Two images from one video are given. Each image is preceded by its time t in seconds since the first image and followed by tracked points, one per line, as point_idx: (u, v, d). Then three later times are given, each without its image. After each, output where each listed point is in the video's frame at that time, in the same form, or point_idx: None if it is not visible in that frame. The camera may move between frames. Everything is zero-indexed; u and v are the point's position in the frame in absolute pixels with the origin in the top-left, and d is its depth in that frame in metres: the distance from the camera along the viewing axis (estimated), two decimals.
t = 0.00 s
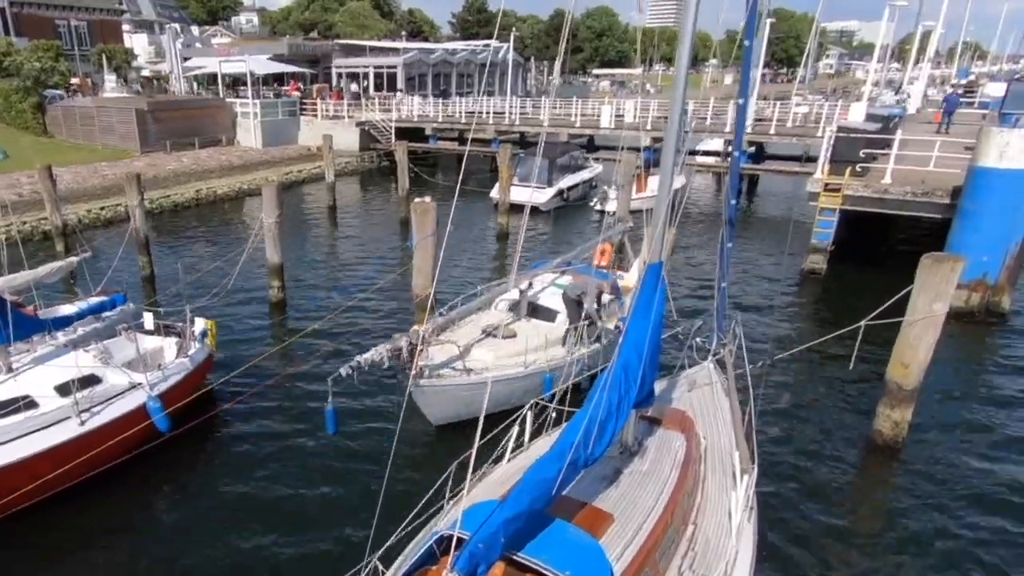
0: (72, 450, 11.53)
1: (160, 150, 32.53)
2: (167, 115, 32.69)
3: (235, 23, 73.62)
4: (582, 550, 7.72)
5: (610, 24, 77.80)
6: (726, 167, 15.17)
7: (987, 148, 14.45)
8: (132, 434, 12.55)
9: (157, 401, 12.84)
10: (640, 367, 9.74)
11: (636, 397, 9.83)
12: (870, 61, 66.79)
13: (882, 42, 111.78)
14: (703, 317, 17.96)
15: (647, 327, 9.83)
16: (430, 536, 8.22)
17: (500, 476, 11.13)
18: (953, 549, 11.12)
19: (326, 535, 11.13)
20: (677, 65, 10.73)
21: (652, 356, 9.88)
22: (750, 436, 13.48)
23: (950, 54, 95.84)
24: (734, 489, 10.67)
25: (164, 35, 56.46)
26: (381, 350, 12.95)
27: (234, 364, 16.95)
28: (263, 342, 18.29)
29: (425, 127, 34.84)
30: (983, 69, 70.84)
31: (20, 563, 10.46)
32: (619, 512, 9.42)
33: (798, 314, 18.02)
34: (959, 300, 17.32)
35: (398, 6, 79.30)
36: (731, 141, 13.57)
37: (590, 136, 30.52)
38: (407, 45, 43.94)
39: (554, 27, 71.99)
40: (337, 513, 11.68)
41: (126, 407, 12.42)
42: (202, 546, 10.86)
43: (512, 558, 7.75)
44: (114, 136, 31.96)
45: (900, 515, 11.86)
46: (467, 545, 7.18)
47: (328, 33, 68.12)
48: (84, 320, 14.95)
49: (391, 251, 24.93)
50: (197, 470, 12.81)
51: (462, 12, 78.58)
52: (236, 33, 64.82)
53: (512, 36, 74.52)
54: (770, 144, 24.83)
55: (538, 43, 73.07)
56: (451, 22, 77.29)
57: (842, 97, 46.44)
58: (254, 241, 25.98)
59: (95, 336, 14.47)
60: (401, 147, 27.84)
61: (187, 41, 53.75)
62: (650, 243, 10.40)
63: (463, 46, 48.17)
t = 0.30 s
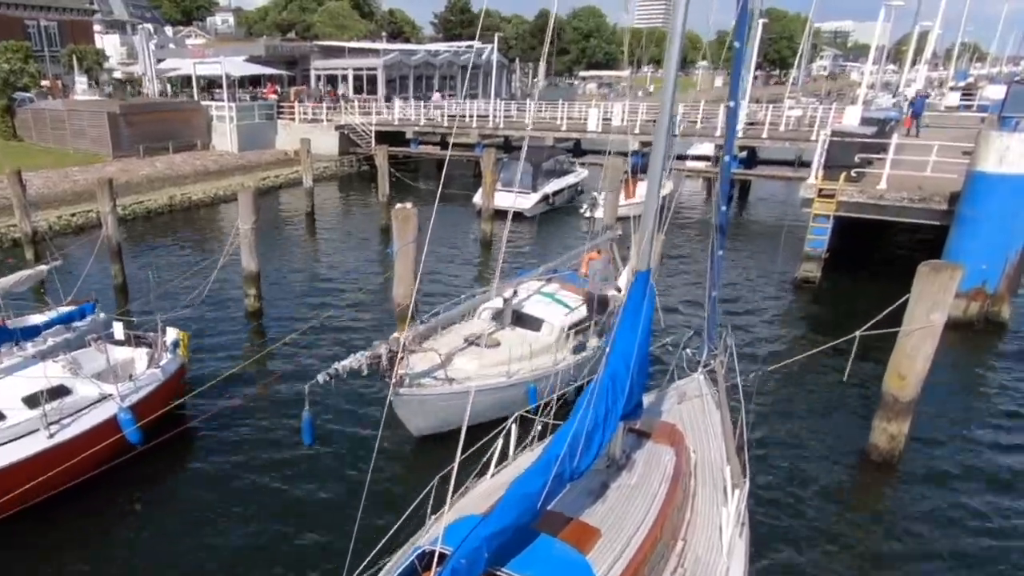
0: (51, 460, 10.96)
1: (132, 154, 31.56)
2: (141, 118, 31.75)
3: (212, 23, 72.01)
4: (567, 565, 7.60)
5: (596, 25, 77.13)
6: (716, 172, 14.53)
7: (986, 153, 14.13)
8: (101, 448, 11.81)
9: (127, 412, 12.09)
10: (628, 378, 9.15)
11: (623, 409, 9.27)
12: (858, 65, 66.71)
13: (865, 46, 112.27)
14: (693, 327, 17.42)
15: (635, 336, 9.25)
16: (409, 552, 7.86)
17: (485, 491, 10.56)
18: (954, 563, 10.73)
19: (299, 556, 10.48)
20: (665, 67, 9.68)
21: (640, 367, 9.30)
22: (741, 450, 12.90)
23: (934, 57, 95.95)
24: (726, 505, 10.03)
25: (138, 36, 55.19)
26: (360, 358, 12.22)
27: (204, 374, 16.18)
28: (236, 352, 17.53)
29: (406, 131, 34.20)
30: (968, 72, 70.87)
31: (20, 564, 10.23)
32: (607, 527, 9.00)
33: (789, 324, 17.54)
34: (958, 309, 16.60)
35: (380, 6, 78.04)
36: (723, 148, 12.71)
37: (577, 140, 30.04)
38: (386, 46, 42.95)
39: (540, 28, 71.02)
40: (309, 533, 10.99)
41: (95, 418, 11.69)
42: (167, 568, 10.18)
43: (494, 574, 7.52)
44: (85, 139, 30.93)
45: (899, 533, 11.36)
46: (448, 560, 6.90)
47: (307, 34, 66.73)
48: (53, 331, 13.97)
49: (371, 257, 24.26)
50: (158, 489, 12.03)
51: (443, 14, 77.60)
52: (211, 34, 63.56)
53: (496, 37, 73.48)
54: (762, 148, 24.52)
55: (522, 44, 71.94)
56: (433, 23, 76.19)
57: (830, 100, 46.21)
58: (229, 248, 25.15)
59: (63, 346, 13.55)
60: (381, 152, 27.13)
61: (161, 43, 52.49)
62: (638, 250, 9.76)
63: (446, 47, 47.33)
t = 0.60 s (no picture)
0: (28, 470, 10.44)
1: (107, 158, 30.77)
2: (116, 122, 30.97)
3: (191, 24, 70.89)
4: None
5: (584, 27, 76.47)
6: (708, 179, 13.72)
7: (987, 157, 13.96)
8: (75, 461, 11.23)
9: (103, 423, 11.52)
10: (617, 389, 8.67)
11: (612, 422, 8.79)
12: (842, 69, 66.65)
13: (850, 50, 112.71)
14: (683, 336, 16.97)
15: (624, 346, 8.77)
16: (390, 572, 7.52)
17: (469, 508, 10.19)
18: None
19: None
20: (655, 70, 8.52)
21: (629, 379, 8.82)
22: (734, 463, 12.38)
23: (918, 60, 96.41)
24: (717, 519, 9.48)
25: (113, 37, 54.02)
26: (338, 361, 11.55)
27: (176, 385, 15.51)
28: (211, 362, 16.87)
29: (389, 135, 33.63)
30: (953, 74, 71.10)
31: (20, 562, 10.01)
32: (594, 544, 8.69)
33: (782, 333, 17.12)
34: (956, 318, 16.00)
35: (362, 6, 77.05)
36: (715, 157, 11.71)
37: (563, 144, 29.61)
38: (368, 48, 42.26)
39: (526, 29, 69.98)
40: (284, 551, 10.36)
41: (70, 429, 11.10)
42: None
43: None
44: (58, 143, 30.13)
45: (898, 551, 10.93)
46: None
47: (287, 35, 65.44)
48: (26, 339, 13.44)
49: (352, 264, 23.66)
50: (125, 507, 11.38)
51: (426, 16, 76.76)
52: (189, 36, 62.39)
53: (481, 39, 72.83)
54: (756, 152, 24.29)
55: (508, 46, 71.28)
56: (417, 24, 75.29)
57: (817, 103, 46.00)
58: (207, 255, 24.46)
59: (37, 354, 13.07)
60: (363, 156, 26.50)
61: (137, 44, 51.41)
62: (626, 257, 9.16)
63: (429, 48, 46.55)
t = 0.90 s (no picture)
0: None
1: (77, 164, 29.82)
2: (86, 126, 29.89)
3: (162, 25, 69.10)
4: None
5: (569, 28, 75.33)
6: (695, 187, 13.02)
7: (984, 163, 13.74)
8: (42, 478, 10.77)
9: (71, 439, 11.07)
10: (603, 402, 8.15)
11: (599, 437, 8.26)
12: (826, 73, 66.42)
13: (833, 54, 113.28)
14: (671, 348, 16.45)
15: (610, 356, 8.25)
16: None
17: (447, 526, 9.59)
18: None
19: None
20: (641, 71, 7.68)
21: (616, 392, 8.31)
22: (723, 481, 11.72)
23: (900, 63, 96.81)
24: (708, 538, 8.83)
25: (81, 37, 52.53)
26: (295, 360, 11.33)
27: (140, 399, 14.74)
28: (179, 375, 16.10)
29: (368, 139, 32.94)
30: (936, 76, 71.31)
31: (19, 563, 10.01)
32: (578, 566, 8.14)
33: (772, 345, 16.65)
34: (953, 329, 15.55)
35: (340, 6, 75.61)
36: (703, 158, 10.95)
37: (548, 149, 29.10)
38: (346, 49, 41.41)
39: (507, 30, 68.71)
40: None
41: (38, 445, 10.68)
42: None
43: None
44: (25, 148, 29.15)
45: (896, 572, 10.40)
46: None
47: (262, 36, 63.85)
48: None
49: (330, 273, 22.96)
50: (81, 534, 10.65)
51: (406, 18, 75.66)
52: (161, 37, 60.87)
53: (462, 39, 71.78)
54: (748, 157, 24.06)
55: (490, 47, 70.08)
56: (396, 23, 73.78)
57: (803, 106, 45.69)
58: (179, 264, 23.65)
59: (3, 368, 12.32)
60: (341, 161, 25.75)
61: (108, 45, 50.06)
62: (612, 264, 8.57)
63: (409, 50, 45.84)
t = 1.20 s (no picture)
0: None
1: (47, 169, 28.98)
2: (59, 130, 29.18)
3: (136, 26, 67.57)
4: None
5: (557, 30, 74.80)
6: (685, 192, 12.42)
7: (984, 168, 13.51)
8: (8, 494, 10.24)
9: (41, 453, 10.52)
10: (588, 414, 7.67)
11: (585, 451, 7.79)
12: (810, 77, 66.32)
13: (816, 59, 113.85)
14: (660, 358, 15.99)
15: (597, 366, 7.74)
16: None
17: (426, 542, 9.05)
18: None
19: None
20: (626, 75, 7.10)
21: (602, 403, 7.83)
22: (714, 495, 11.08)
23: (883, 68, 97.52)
24: (697, 554, 8.33)
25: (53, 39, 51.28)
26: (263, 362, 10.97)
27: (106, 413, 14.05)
28: (150, 387, 15.45)
29: (348, 144, 32.35)
30: (920, 80, 71.62)
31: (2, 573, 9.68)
32: None
33: (762, 356, 16.25)
34: (950, 339, 15.21)
35: (320, 6, 74.59)
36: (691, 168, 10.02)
37: (533, 154, 28.67)
38: (324, 51, 40.68)
39: (491, 30, 67.58)
40: None
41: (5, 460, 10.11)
42: None
43: None
44: None
45: None
46: None
47: (238, 38, 62.70)
48: None
49: (309, 280, 22.33)
50: (38, 558, 10.01)
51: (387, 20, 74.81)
52: (135, 40, 59.75)
53: (445, 40, 71.02)
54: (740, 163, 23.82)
55: (474, 49, 69.36)
56: (377, 24, 72.72)
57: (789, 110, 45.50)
58: (153, 271, 22.90)
59: None
60: (320, 166, 25.06)
61: (79, 47, 48.89)
62: (598, 272, 8.04)
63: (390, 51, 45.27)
